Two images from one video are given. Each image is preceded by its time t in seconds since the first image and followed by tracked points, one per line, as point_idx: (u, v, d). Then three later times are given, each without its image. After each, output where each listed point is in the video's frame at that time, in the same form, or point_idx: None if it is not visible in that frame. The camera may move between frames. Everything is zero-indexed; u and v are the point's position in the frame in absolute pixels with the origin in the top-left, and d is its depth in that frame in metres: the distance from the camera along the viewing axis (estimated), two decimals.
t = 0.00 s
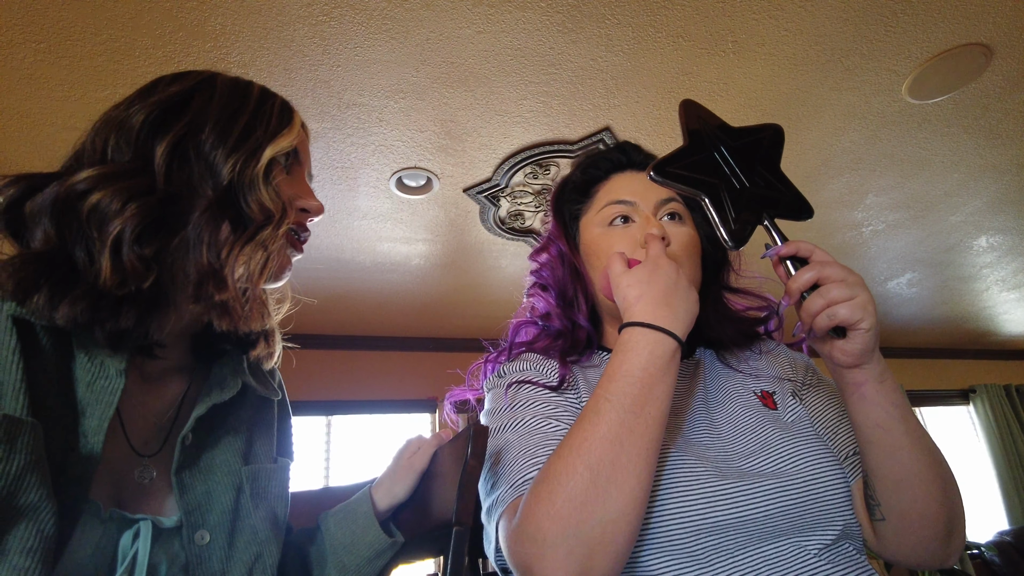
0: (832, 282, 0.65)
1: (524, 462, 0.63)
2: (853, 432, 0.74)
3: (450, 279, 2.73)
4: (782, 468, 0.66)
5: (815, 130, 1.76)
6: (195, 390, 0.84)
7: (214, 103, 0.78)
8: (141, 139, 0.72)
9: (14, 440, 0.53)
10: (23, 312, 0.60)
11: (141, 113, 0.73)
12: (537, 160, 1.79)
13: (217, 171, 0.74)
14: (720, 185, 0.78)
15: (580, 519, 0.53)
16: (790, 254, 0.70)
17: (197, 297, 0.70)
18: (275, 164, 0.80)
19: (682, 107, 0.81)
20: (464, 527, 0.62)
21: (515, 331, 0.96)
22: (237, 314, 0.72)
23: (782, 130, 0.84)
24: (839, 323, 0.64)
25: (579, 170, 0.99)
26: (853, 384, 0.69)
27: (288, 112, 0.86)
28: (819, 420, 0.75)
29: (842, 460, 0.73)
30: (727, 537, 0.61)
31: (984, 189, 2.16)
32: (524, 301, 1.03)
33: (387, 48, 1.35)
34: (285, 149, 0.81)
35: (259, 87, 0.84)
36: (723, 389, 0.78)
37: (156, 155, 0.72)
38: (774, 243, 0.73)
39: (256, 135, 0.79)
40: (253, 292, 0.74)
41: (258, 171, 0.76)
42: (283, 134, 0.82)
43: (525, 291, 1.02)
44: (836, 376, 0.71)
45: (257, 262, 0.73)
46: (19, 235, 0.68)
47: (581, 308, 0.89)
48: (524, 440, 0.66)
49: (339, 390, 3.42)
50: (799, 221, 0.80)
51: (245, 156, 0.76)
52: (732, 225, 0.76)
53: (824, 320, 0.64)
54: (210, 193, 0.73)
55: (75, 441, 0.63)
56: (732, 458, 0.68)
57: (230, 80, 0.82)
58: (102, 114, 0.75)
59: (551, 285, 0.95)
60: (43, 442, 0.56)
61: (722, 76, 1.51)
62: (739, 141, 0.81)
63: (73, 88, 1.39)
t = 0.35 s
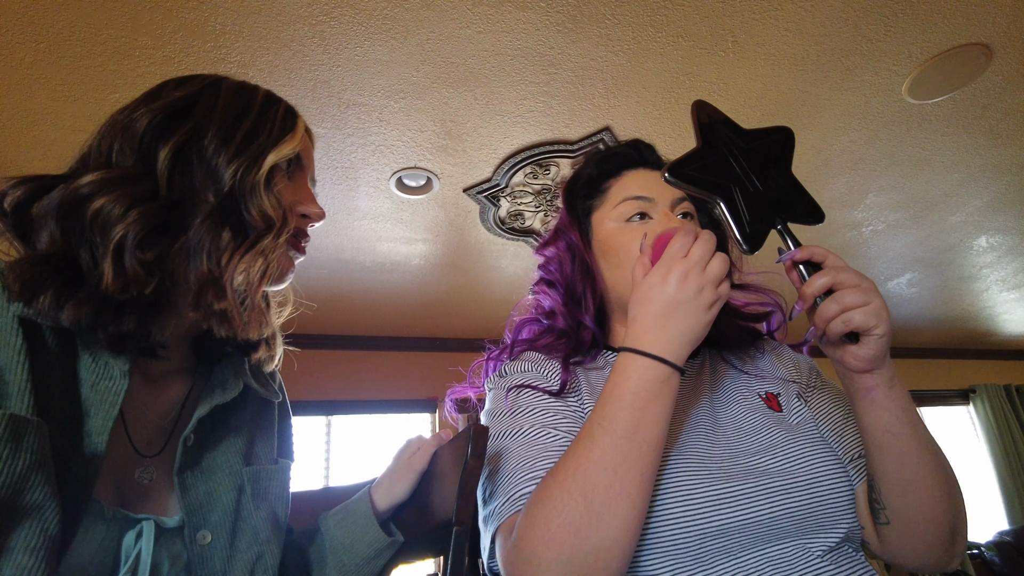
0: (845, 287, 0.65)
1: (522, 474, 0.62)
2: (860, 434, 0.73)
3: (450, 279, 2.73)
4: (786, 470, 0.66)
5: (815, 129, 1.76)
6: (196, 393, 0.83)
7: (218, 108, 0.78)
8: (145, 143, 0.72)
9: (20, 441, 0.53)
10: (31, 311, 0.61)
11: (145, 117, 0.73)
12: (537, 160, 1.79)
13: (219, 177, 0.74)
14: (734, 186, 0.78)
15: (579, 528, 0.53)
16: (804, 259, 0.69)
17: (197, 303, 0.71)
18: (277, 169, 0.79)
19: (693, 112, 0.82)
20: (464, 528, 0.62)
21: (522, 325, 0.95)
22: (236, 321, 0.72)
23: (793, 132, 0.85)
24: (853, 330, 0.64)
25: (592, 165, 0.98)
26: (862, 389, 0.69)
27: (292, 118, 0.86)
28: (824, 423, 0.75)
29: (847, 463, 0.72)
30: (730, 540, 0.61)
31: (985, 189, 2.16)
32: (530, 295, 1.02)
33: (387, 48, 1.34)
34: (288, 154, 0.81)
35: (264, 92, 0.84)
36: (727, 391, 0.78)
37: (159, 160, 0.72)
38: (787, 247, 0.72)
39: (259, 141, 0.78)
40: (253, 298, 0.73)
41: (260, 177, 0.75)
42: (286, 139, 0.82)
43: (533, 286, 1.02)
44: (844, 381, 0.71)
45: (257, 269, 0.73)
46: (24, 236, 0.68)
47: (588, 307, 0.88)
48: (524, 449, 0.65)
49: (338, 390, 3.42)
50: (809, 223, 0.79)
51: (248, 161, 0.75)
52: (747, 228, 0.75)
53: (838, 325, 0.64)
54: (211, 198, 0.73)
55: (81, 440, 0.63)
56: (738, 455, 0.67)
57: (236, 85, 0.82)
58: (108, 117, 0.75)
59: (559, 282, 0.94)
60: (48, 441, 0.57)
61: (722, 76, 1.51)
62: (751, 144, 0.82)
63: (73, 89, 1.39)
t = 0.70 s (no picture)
0: (843, 289, 0.65)
1: (527, 460, 0.63)
2: (860, 435, 0.73)
3: (450, 279, 2.73)
4: (787, 470, 0.66)
5: (815, 130, 1.76)
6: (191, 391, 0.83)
7: (210, 104, 0.78)
8: (132, 141, 0.73)
9: (11, 440, 0.53)
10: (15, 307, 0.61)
11: (134, 114, 0.73)
12: (537, 160, 1.79)
13: (204, 174, 0.73)
14: (733, 190, 0.78)
15: (577, 521, 0.53)
16: (802, 261, 0.69)
17: (171, 305, 0.70)
18: (265, 168, 0.79)
19: (693, 115, 0.81)
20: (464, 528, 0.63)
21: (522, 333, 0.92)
22: (211, 324, 0.71)
23: (791, 134, 0.85)
24: (851, 331, 0.63)
25: (593, 169, 0.96)
26: (861, 390, 0.69)
27: (287, 115, 0.85)
28: (825, 422, 0.75)
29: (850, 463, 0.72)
30: (732, 540, 0.61)
31: (984, 189, 2.16)
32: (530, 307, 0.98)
33: (387, 48, 1.35)
34: (277, 153, 0.80)
35: (260, 88, 0.83)
36: (729, 387, 0.78)
37: (145, 157, 0.72)
38: (785, 250, 0.72)
39: (248, 139, 0.78)
40: (230, 301, 0.72)
41: (245, 176, 0.75)
42: (278, 137, 0.81)
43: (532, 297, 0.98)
44: (842, 382, 0.71)
45: (235, 270, 0.72)
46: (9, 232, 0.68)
47: (598, 323, 0.85)
48: (530, 439, 0.65)
49: (339, 390, 3.42)
50: (805, 229, 0.80)
51: (234, 160, 0.75)
52: (745, 232, 0.76)
53: (835, 327, 0.63)
54: (196, 196, 0.72)
55: (74, 440, 0.63)
56: (737, 459, 0.67)
57: (231, 79, 0.82)
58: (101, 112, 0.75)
59: (562, 292, 0.91)
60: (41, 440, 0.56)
61: (722, 76, 1.51)
62: (750, 148, 0.81)
63: (72, 88, 1.39)
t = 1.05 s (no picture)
0: (839, 293, 0.64)
1: (524, 459, 0.63)
2: (856, 434, 0.74)
3: (450, 279, 2.73)
4: (785, 472, 0.66)
5: (815, 130, 1.76)
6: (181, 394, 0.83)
7: (214, 110, 0.78)
8: (140, 148, 0.72)
9: None
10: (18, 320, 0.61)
11: (142, 120, 0.72)
12: (537, 160, 1.79)
13: (219, 182, 0.74)
14: (727, 195, 0.78)
15: (573, 519, 0.53)
16: (797, 265, 0.69)
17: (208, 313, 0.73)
18: (276, 174, 0.81)
19: (687, 117, 0.81)
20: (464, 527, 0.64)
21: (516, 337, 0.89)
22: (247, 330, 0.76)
23: (785, 135, 0.84)
24: (848, 335, 0.63)
25: (580, 175, 0.96)
26: (856, 393, 0.69)
27: (290, 118, 0.86)
28: (823, 422, 0.75)
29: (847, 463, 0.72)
30: (729, 540, 0.61)
31: (984, 189, 2.16)
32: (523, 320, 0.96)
33: (387, 48, 1.35)
34: (286, 159, 0.81)
35: (262, 91, 0.84)
36: (727, 387, 0.77)
37: (156, 166, 0.71)
38: (780, 254, 0.72)
39: (257, 145, 0.79)
40: (264, 308, 0.78)
41: (261, 184, 0.76)
42: (285, 143, 0.82)
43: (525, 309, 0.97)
44: (839, 384, 0.72)
45: (265, 278, 0.78)
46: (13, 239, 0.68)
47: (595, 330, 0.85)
48: (527, 439, 0.65)
49: (339, 390, 3.42)
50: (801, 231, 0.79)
51: (248, 167, 0.76)
52: (740, 237, 0.75)
53: (833, 331, 0.63)
54: (211, 206, 0.73)
55: (56, 442, 0.63)
56: (736, 461, 0.67)
57: (232, 84, 0.82)
58: (102, 117, 0.75)
59: (556, 302, 0.89)
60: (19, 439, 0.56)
61: (722, 76, 1.51)
62: (742, 151, 0.81)
63: (72, 88, 1.39)
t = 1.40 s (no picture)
0: (835, 295, 0.65)
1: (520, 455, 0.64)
2: (854, 435, 0.74)
3: (450, 279, 2.73)
4: (783, 472, 0.66)
5: (815, 130, 1.76)
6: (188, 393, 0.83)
7: (216, 104, 0.78)
8: (142, 143, 0.72)
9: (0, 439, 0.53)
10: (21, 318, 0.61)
11: (143, 115, 0.73)
12: (537, 160, 1.79)
13: (217, 175, 0.74)
14: (722, 195, 0.78)
15: (564, 514, 0.53)
16: (794, 267, 0.70)
17: (185, 306, 0.71)
18: (276, 167, 0.79)
19: (681, 116, 0.80)
20: (464, 527, 0.63)
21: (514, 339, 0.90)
22: (225, 325, 0.73)
23: (779, 134, 0.84)
24: (844, 338, 0.63)
25: (572, 176, 0.96)
26: (855, 395, 0.69)
27: (293, 113, 0.86)
28: (821, 423, 0.75)
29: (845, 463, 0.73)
30: (726, 541, 0.61)
31: (984, 189, 2.16)
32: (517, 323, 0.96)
33: (387, 48, 1.35)
34: (287, 151, 0.80)
35: (265, 86, 0.84)
36: (725, 387, 0.77)
37: (155, 159, 0.72)
38: (778, 256, 0.72)
39: (258, 139, 0.78)
40: (245, 299, 0.73)
41: (258, 175, 0.75)
42: (287, 136, 0.82)
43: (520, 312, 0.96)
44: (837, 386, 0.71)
45: (250, 268, 0.73)
46: (18, 237, 0.68)
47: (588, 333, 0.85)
48: (523, 438, 0.66)
49: (339, 390, 3.43)
50: (799, 232, 0.80)
51: (246, 159, 0.75)
52: (736, 238, 0.75)
53: (829, 334, 0.63)
54: (208, 197, 0.73)
55: (65, 443, 0.63)
56: (732, 461, 0.67)
57: (235, 79, 0.82)
58: (105, 114, 0.75)
59: (551, 305, 0.89)
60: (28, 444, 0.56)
61: (722, 76, 1.51)
62: (737, 152, 0.81)
63: (73, 89, 1.39)
